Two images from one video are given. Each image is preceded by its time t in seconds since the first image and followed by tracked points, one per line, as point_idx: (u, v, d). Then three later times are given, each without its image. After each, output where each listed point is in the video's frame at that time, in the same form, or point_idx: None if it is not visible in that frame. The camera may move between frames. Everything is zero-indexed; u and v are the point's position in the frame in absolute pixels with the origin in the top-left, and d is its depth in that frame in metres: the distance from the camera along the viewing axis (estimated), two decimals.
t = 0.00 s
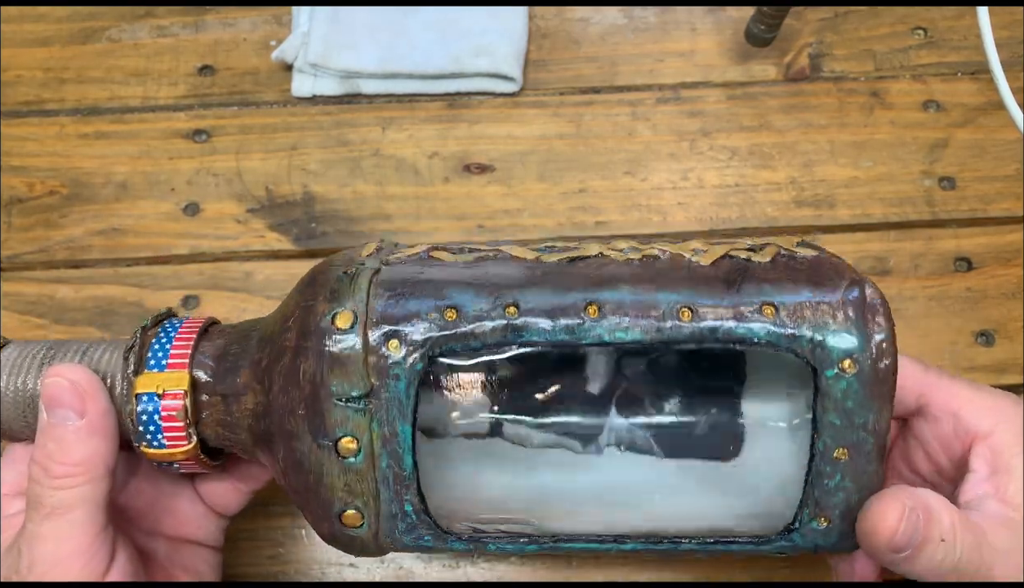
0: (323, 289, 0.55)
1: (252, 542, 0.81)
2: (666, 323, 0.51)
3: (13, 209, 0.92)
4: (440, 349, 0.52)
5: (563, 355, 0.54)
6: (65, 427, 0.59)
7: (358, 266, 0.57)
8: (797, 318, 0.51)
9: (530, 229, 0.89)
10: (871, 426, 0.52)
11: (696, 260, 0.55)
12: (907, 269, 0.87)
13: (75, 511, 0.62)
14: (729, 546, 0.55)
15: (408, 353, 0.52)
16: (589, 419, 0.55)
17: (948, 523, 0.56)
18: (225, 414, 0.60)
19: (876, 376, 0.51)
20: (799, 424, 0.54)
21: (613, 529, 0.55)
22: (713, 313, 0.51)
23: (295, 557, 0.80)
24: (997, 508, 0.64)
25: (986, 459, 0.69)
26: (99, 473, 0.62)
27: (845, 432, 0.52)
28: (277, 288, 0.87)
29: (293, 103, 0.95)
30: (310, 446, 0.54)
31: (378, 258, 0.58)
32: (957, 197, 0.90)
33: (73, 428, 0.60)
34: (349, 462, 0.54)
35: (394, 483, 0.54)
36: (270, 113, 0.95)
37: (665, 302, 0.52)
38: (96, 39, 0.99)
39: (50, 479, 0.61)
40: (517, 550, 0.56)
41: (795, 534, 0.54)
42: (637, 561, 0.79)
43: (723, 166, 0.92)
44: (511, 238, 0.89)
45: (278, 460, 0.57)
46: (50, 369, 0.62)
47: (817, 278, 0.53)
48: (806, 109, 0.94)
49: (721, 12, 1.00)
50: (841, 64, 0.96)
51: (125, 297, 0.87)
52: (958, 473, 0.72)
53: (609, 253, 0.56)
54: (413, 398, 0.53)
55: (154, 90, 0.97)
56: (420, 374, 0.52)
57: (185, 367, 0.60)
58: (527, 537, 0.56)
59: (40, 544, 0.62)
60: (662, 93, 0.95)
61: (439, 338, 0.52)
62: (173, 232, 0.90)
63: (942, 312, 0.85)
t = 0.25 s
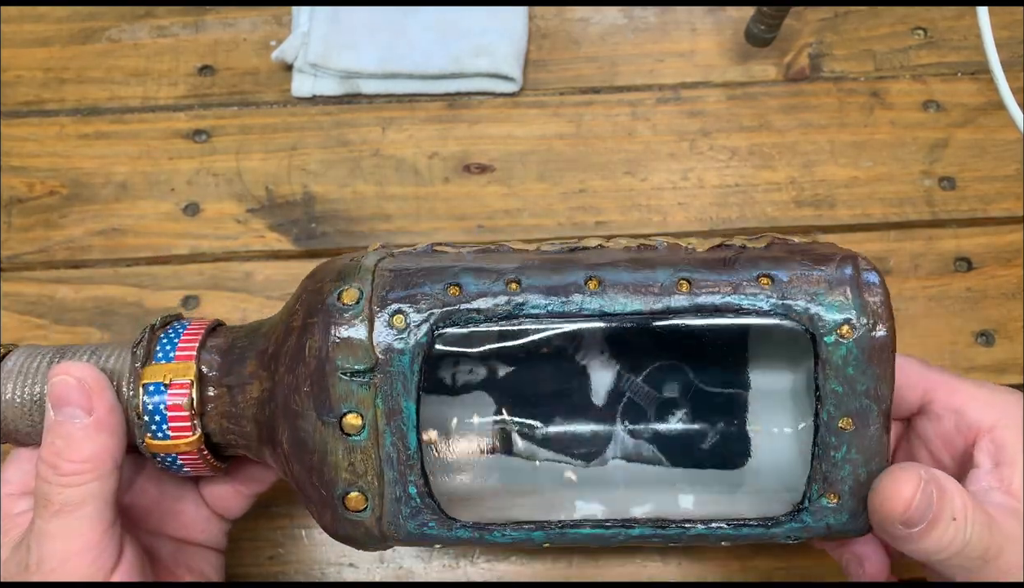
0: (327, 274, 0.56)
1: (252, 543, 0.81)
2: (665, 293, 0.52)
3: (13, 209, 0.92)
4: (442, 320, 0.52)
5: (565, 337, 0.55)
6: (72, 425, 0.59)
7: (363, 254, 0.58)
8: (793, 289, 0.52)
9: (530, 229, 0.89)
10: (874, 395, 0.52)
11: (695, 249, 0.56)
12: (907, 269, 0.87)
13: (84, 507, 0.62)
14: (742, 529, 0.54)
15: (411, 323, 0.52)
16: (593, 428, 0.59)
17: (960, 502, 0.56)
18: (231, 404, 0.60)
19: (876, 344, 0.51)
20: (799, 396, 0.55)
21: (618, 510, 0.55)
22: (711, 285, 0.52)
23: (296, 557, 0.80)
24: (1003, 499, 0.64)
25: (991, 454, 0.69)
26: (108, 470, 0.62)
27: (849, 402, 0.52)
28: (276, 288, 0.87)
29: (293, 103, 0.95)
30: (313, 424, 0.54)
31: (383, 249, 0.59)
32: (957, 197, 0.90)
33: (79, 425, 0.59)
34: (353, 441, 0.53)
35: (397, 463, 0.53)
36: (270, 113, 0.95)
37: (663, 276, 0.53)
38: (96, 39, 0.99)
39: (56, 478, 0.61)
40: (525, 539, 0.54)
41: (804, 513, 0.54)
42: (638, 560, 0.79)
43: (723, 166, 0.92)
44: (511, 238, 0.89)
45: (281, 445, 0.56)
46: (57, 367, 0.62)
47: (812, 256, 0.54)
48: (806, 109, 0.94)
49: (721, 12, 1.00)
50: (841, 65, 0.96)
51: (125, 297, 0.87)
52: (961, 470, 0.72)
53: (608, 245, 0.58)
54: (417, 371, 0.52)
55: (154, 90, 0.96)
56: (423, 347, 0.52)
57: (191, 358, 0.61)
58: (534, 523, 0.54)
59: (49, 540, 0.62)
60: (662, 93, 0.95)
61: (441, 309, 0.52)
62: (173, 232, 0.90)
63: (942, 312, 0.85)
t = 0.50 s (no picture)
0: (332, 267, 0.56)
1: (252, 543, 0.81)
2: (665, 285, 0.53)
3: (13, 209, 0.92)
4: (446, 311, 0.53)
5: (566, 333, 0.55)
6: (76, 420, 0.59)
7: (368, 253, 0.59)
8: (792, 283, 0.53)
9: (530, 229, 0.89)
10: (872, 387, 0.52)
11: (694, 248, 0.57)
12: (907, 269, 0.87)
13: (89, 501, 0.62)
14: (743, 524, 0.54)
15: (415, 313, 0.53)
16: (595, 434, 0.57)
17: (962, 499, 0.56)
18: (233, 398, 0.60)
19: (873, 337, 0.52)
20: (799, 390, 0.55)
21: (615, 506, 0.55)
22: (710, 277, 0.53)
23: (296, 557, 0.80)
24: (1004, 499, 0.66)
25: (992, 455, 0.69)
26: (112, 464, 0.62)
27: (848, 393, 0.52)
28: (276, 288, 0.87)
29: (293, 103, 0.95)
30: (315, 413, 0.54)
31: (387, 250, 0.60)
32: (957, 197, 0.90)
33: (83, 420, 0.59)
34: (354, 429, 0.53)
35: (400, 453, 0.53)
36: (270, 113, 0.95)
37: (664, 268, 0.54)
38: (96, 39, 0.99)
39: (62, 472, 0.61)
40: (525, 534, 0.54)
41: (807, 508, 0.54)
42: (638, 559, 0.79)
43: (723, 166, 0.92)
44: (511, 238, 0.89)
45: (282, 435, 0.56)
46: (59, 363, 0.62)
47: (809, 253, 0.55)
48: (806, 109, 0.94)
49: (721, 12, 1.00)
50: (841, 65, 0.96)
51: (125, 297, 0.87)
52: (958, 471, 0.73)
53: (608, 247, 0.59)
54: (420, 361, 0.53)
55: (154, 90, 0.97)
56: (427, 337, 0.53)
57: (196, 351, 0.61)
58: (535, 517, 0.54)
59: (54, 534, 0.62)
60: (662, 93, 0.95)
61: (445, 299, 0.53)
62: (173, 233, 0.90)
63: (942, 312, 0.85)
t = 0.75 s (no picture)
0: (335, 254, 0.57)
1: (252, 543, 0.81)
2: (663, 281, 0.54)
3: (12, 209, 0.92)
4: (445, 299, 0.54)
5: (566, 340, 0.56)
6: (77, 399, 0.60)
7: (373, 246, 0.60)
8: (789, 280, 0.54)
9: (530, 228, 0.89)
10: (871, 384, 0.52)
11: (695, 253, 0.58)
12: (907, 269, 0.87)
13: (92, 479, 0.62)
14: (736, 526, 0.54)
15: (414, 299, 0.54)
16: (592, 447, 0.56)
17: (961, 508, 0.56)
18: (231, 381, 0.60)
19: (872, 340, 0.52)
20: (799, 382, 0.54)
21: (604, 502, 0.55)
22: (709, 274, 0.54)
23: (296, 557, 0.80)
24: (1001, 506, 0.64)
25: (987, 463, 0.68)
26: (115, 442, 0.62)
27: (846, 391, 0.52)
28: (276, 289, 0.87)
29: (293, 103, 0.95)
30: (310, 391, 0.54)
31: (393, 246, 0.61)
32: (957, 197, 0.90)
33: (85, 399, 0.60)
34: (348, 411, 0.53)
35: (391, 436, 0.53)
36: (270, 113, 0.95)
37: (662, 265, 0.55)
38: (96, 39, 0.99)
39: (64, 450, 0.61)
40: (514, 528, 0.54)
41: (801, 512, 0.53)
42: (638, 559, 0.80)
43: (723, 166, 0.92)
44: (511, 238, 0.89)
45: (276, 416, 0.56)
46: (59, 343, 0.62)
47: (809, 260, 0.56)
48: (806, 109, 0.94)
49: (721, 12, 1.00)
50: (841, 65, 0.96)
51: (124, 296, 0.87)
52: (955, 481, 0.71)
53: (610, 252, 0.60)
54: (417, 347, 0.53)
55: (154, 90, 0.97)
56: (425, 320, 0.53)
57: (198, 334, 0.61)
58: (523, 510, 0.55)
59: (57, 513, 0.62)
60: (663, 93, 0.95)
61: (444, 286, 0.54)
62: (173, 232, 0.90)
63: (942, 312, 0.85)
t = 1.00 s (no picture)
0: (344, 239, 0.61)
1: (252, 543, 0.81)
2: (657, 271, 0.56)
3: (13, 209, 0.92)
4: (446, 281, 0.56)
5: (567, 342, 0.55)
6: (89, 369, 0.61)
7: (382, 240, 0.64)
8: (783, 273, 0.56)
9: (530, 229, 0.89)
10: (864, 377, 0.52)
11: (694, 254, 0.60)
12: (907, 269, 0.87)
13: (102, 447, 0.63)
14: (728, 518, 0.54)
15: (415, 279, 0.56)
16: (591, 452, 0.54)
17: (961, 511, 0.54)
18: (236, 357, 0.62)
19: (867, 336, 0.53)
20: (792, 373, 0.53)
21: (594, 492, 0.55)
22: (702, 266, 0.56)
23: (296, 558, 0.80)
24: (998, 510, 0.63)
25: (987, 471, 0.68)
26: (124, 412, 0.64)
27: (838, 383, 0.52)
28: (276, 289, 0.87)
29: (293, 103, 0.95)
30: (308, 362, 0.55)
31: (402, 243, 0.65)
32: (957, 198, 0.90)
33: (96, 369, 0.61)
34: (344, 382, 0.55)
35: (384, 410, 0.54)
36: (270, 114, 0.95)
37: (656, 256, 0.57)
38: (96, 40, 0.99)
39: (75, 418, 0.63)
40: (502, 511, 0.56)
41: (792, 506, 0.53)
42: (638, 559, 0.80)
43: (722, 167, 0.92)
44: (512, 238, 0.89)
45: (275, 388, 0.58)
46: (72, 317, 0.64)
47: (806, 260, 0.57)
48: (805, 109, 0.94)
49: (721, 13, 1.00)
50: (841, 65, 0.96)
51: (125, 296, 0.87)
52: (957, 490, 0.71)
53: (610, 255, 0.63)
54: (414, 326, 0.55)
55: (154, 91, 0.97)
56: (423, 300, 0.56)
57: (207, 311, 0.64)
58: (512, 493, 0.55)
59: (67, 479, 0.63)
60: (663, 93, 0.95)
61: (444, 268, 0.57)
62: (173, 233, 0.90)
63: (941, 312, 0.85)
